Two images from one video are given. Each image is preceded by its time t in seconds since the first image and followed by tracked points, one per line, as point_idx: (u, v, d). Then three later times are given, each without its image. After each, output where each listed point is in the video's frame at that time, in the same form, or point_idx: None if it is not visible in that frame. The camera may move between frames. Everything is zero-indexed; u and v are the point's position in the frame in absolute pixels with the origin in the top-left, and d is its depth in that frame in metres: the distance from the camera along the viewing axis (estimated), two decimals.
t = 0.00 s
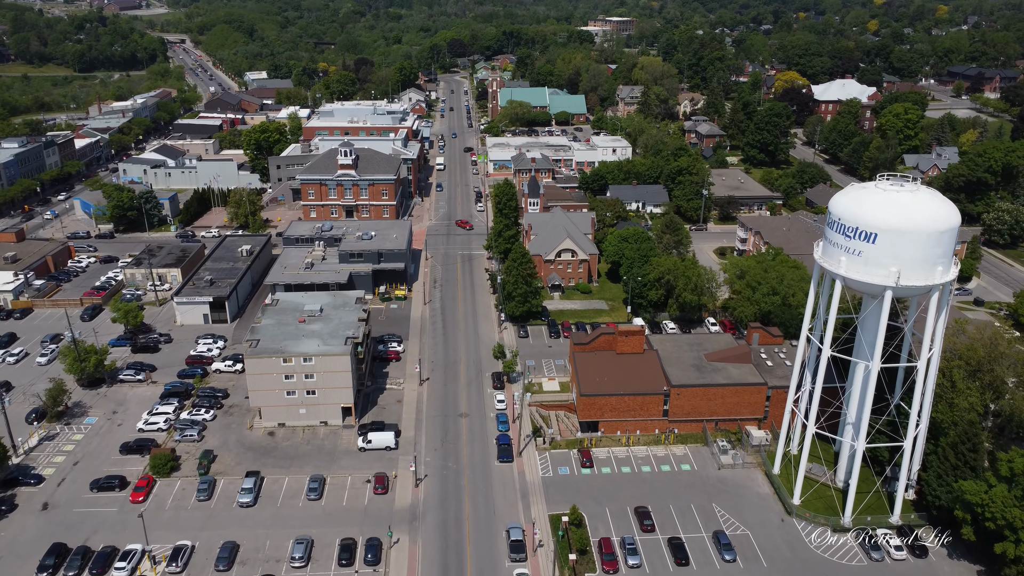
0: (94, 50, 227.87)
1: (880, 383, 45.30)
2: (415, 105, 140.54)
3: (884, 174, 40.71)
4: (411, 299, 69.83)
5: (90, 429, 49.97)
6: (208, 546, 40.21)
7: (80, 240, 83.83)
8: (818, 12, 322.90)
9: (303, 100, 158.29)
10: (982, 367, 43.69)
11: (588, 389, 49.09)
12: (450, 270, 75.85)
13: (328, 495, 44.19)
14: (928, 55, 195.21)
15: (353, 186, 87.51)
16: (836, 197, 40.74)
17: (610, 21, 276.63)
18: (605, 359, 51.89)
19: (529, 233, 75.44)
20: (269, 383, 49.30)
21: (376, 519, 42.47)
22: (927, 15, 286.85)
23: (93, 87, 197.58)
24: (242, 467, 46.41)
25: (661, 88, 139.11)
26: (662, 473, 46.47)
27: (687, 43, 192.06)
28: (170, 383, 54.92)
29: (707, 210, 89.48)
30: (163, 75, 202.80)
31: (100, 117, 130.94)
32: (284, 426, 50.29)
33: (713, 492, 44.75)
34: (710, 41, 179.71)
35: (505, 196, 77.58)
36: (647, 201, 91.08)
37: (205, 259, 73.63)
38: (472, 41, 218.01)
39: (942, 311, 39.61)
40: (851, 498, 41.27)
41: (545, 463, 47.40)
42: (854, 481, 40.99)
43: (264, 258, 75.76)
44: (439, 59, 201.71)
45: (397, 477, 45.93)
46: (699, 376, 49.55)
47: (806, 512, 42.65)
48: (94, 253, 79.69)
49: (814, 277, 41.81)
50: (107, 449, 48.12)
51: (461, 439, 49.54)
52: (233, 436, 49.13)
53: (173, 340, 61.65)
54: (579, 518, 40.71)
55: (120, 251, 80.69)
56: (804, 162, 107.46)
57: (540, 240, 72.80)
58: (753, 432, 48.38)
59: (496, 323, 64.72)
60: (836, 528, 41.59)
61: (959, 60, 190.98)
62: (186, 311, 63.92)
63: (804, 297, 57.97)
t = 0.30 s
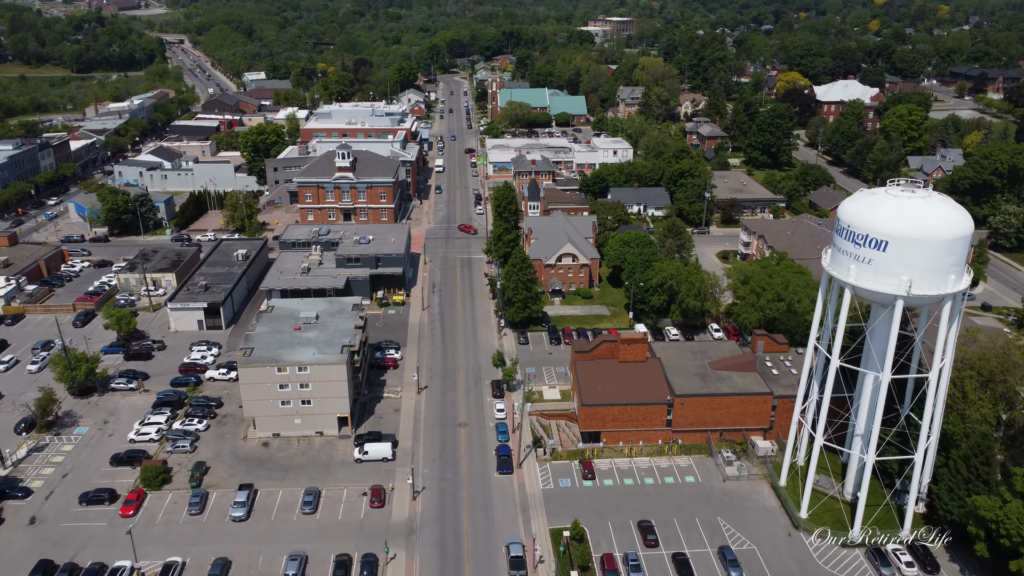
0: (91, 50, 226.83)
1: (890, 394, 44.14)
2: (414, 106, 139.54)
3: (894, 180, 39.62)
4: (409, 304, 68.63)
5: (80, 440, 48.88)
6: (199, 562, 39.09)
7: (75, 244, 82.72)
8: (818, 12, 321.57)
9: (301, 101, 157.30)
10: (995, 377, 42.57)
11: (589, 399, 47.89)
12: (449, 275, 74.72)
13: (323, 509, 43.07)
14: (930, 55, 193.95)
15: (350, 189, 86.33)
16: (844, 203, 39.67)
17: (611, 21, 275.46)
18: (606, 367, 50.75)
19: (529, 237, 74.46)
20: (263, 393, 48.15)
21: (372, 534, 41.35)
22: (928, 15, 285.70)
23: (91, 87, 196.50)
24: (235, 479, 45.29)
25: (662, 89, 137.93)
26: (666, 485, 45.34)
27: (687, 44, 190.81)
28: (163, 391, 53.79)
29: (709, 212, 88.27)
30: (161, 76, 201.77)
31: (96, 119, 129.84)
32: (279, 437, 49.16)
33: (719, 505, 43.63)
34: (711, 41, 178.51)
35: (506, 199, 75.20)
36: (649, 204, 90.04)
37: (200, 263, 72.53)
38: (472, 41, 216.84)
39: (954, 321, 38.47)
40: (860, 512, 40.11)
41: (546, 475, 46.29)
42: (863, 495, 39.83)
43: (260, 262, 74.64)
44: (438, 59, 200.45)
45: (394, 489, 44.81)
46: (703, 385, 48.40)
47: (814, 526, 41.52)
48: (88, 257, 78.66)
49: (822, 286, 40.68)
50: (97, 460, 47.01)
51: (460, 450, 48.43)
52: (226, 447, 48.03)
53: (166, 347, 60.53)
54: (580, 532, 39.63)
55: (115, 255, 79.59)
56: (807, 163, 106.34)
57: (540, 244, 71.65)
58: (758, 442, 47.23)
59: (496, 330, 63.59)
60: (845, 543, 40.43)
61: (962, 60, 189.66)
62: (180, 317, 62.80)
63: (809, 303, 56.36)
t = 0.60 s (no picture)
0: (89, 51, 225.79)
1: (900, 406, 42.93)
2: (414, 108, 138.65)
3: (906, 186, 38.42)
4: (407, 310, 67.41)
5: (69, 452, 47.65)
6: None
7: (68, 248, 81.53)
8: (819, 13, 320.24)
9: (299, 102, 156.18)
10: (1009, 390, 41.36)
11: (592, 410, 46.66)
12: (448, 280, 73.50)
13: (318, 524, 41.82)
14: (933, 55, 192.66)
15: (348, 193, 85.19)
16: (856, 210, 38.45)
17: (611, 21, 274.19)
18: (609, 378, 49.52)
19: (529, 242, 72.73)
20: (256, 404, 46.93)
21: (368, 550, 40.11)
22: (930, 16, 284.36)
23: (88, 88, 195.46)
24: (227, 493, 44.04)
25: (663, 90, 136.57)
26: (670, 499, 44.08)
27: (688, 44, 189.37)
28: (154, 401, 52.53)
29: (712, 216, 86.99)
30: (159, 77, 200.70)
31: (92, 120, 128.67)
32: (273, 449, 47.93)
33: (724, 521, 42.38)
34: (712, 42, 177.27)
35: (506, 203, 74.66)
36: (651, 207, 88.87)
37: (194, 268, 71.31)
38: (471, 41, 215.60)
39: (968, 332, 37.25)
40: (871, 529, 38.83)
41: (547, 489, 45.06)
42: (875, 512, 38.53)
43: (256, 267, 73.42)
44: (438, 60, 199.18)
45: (390, 504, 43.57)
46: (708, 396, 47.17)
47: (823, 543, 40.23)
48: (81, 262, 77.42)
49: (832, 295, 39.45)
50: (86, 473, 45.77)
51: (459, 462, 47.23)
52: (218, 460, 46.79)
53: (159, 355, 59.29)
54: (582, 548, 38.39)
55: (108, 259, 78.39)
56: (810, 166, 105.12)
57: (540, 249, 70.42)
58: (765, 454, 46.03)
59: (496, 337, 62.40)
60: (854, 560, 39.18)
61: (965, 61, 188.31)
62: (173, 324, 61.56)
63: (815, 311, 55.00)
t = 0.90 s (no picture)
0: (87, 52, 224.61)
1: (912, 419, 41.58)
2: (413, 109, 138.06)
3: (919, 194, 37.16)
4: (405, 317, 66.08)
5: (56, 465, 46.34)
6: None
7: (61, 253, 80.26)
8: (820, 13, 318.68)
9: (297, 104, 154.98)
10: None
11: (594, 423, 45.35)
12: (447, 285, 72.20)
13: (311, 542, 40.45)
14: (935, 56, 191.25)
15: (345, 196, 84.03)
16: (867, 218, 37.17)
17: (611, 22, 272.81)
18: (610, 389, 48.24)
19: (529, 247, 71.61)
20: (248, 416, 45.60)
21: (362, 569, 38.76)
22: (932, 16, 282.94)
23: (85, 89, 194.15)
24: (218, 509, 42.75)
25: (665, 91, 135.04)
26: (674, 515, 42.73)
27: (689, 44, 187.82)
28: (145, 413, 51.22)
29: (714, 219, 85.76)
30: (157, 78, 199.44)
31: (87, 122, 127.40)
32: (265, 462, 46.61)
33: (731, 538, 41.03)
34: (713, 42, 176.03)
35: (504, 207, 72.80)
36: (653, 210, 87.54)
37: (188, 274, 70.05)
38: (471, 42, 214.40)
39: (984, 346, 35.94)
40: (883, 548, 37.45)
41: (547, 504, 43.73)
42: (887, 530, 37.18)
43: (251, 272, 72.13)
44: (437, 61, 197.79)
45: (386, 520, 42.24)
46: (713, 408, 45.86)
47: (833, 561, 38.85)
48: (73, 267, 76.17)
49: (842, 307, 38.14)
50: (73, 488, 44.45)
51: (457, 476, 45.93)
52: (210, 474, 45.48)
53: (151, 363, 58.01)
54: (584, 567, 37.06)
55: (101, 265, 77.12)
56: (814, 168, 103.87)
57: (540, 254, 69.11)
58: (772, 468, 44.74)
59: (495, 345, 61.11)
60: None
61: (968, 61, 186.87)
62: (166, 332, 60.28)
63: (823, 319, 53.28)
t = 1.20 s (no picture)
0: (84, 52, 223.01)
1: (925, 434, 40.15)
2: (411, 110, 137.53)
3: (934, 202, 35.81)
4: (402, 324, 64.68)
5: (42, 480, 44.95)
6: None
7: (52, 258, 78.85)
8: (821, 13, 317.02)
9: (295, 105, 153.64)
10: None
11: (596, 436, 43.98)
12: (445, 291, 70.79)
13: (303, 562, 39.01)
14: (938, 56, 189.89)
15: (342, 200, 82.67)
16: (880, 227, 35.83)
17: (611, 22, 271.35)
18: (613, 401, 46.83)
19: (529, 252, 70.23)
20: (239, 430, 44.20)
21: None
22: (934, 16, 281.48)
23: (82, 90, 192.61)
24: (208, 527, 41.34)
25: (666, 93, 133.40)
26: (679, 533, 41.34)
27: (690, 44, 186.45)
28: (134, 425, 49.84)
29: (718, 223, 84.29)
30: (154, 79, 197.92)
31: (83, 124, 126.05)
32: (258, 477, 45.26)
33: (739, 557, 39.63)
34: (715, 43, 174.70)
35: (504, 212, 71.48)
36: (655, 214, 86.23)
37: (181, 279, 68.68)
38: (471, 43, 212.97)
39: (1002, 360, 34.56)
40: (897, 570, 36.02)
41: (548, 521, 42.36)
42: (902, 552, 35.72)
43: (246, 278, 70.75)
44: (437, 61, 196.35)
45: (382, 538, 40.86)
46: (720, 422, 44.46)
47: None
48: (65, 272, 74.82)
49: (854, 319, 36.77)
50: (59, 505, 43.06)
51: (455, 491, 44.57)
52: (200, 490, 44.08)
53: (142, 373, 56.61)
54: None
55: (94, 270, 75.73)
56: (818, 171, 102.48)
57: (541, 260, 67.66)
58: (780, 483, 43.36)
59: (494, 353, 59.73)
60: None
61: (971, 62, 185.47)
62: (157, 340, 58.92)
63: (831, 328, 51.68)
